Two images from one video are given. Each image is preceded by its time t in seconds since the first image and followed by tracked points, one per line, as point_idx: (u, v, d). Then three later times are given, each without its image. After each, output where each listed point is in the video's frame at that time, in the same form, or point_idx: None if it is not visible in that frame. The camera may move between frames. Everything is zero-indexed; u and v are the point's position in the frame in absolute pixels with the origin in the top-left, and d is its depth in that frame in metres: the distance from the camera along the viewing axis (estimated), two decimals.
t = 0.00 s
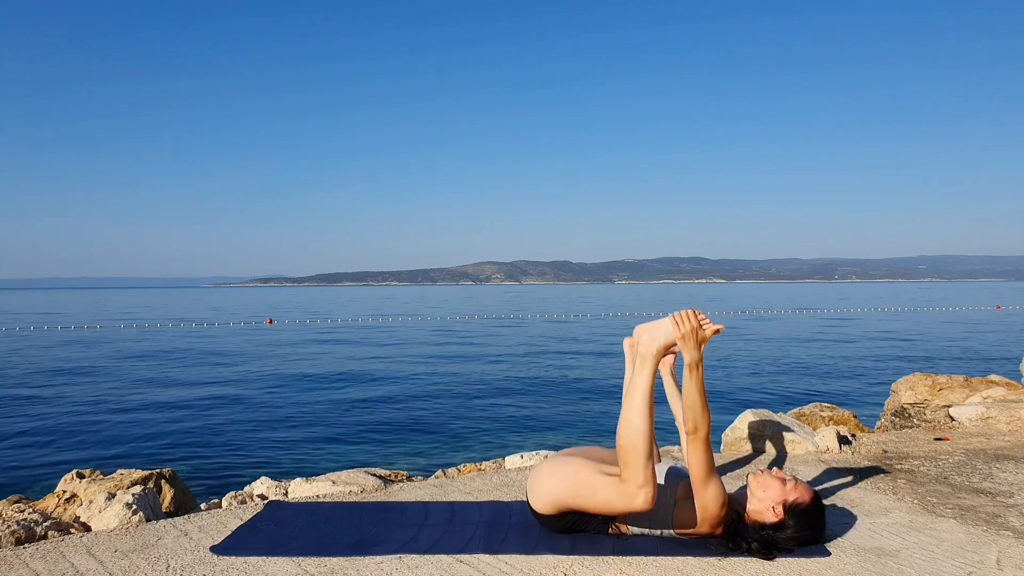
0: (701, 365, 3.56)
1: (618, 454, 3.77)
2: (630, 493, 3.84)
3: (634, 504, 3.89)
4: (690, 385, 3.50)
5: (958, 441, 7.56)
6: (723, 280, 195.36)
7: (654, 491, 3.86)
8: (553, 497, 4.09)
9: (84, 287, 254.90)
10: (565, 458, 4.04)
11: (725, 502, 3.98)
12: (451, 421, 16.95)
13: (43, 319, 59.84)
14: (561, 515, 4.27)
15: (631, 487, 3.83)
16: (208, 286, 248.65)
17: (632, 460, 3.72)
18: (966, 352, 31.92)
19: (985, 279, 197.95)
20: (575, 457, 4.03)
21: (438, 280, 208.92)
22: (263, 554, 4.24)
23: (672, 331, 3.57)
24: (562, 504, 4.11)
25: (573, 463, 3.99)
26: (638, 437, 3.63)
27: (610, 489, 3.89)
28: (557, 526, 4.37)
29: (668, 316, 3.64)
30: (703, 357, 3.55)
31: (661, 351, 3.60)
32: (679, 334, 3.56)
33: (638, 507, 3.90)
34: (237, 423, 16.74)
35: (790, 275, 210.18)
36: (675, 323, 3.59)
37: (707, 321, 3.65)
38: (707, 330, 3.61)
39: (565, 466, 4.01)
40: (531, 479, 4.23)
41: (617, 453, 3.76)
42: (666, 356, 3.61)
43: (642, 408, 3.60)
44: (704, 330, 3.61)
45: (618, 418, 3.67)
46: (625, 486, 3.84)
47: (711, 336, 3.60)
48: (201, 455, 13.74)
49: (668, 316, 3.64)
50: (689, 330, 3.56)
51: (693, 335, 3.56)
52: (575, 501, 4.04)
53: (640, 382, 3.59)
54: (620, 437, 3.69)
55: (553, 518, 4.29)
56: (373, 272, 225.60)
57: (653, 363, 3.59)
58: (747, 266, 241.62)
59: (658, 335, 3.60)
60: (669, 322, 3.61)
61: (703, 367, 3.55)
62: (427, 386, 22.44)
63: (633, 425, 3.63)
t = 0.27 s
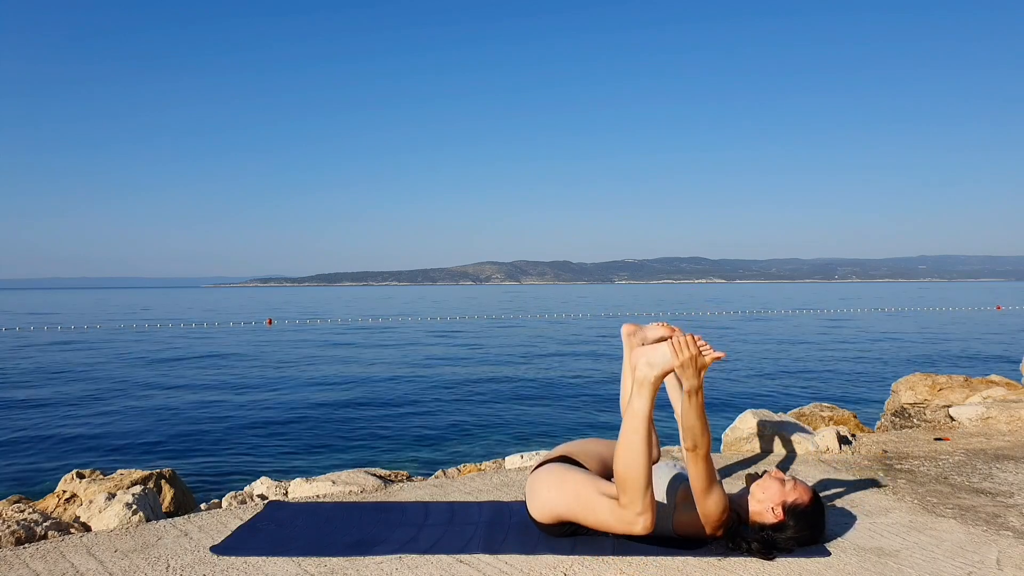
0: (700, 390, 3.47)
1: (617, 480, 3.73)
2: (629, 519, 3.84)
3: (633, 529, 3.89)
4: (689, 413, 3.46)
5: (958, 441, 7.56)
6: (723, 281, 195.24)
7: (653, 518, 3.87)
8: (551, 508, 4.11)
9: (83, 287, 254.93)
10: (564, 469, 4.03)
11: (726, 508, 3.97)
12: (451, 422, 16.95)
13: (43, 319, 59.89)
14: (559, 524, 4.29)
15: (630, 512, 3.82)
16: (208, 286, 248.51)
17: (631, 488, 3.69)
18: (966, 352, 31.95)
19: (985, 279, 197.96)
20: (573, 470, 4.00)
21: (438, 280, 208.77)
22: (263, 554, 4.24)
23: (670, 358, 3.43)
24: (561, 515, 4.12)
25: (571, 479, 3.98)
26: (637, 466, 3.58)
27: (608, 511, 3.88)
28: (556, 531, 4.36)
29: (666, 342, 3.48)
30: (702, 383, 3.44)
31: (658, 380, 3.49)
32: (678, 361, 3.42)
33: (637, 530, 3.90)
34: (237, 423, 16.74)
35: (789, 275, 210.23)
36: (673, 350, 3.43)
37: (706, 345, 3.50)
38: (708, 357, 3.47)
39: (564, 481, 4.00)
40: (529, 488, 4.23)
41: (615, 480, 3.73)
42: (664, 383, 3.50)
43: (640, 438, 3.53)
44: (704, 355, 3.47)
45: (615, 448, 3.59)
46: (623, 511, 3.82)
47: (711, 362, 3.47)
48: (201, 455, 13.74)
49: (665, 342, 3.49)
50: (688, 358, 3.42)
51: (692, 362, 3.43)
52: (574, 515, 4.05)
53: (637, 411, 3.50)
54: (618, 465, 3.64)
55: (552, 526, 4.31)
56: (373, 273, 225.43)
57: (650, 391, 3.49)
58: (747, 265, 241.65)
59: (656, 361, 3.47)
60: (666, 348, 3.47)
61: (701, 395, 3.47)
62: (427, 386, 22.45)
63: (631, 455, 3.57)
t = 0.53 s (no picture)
0: (700, 416, 3.45)
1: (616, 503, 3.73)
2: (629, 539, 3.84)
3: (632, 548, 3.89)
4: (688, 439, 3.46)
5: (958, 441, 7.56)
6: (723, 281, 195.26)
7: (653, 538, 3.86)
8: (552, 515, 4.12)
9: (84, 287, 254.95)
10: (565, 478, 4.03)
11: (726, 514, 3.99)
12: (451, 421, 16.96)
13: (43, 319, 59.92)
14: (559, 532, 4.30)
15: (629, 534, 3.82)
16: (207, 286, 248.30)
17: (632, 512, 3.68)
18: (966, 353, 31.97)
19: (985, 279, 198.05)
20: (573, 481, 4.00)
21: (438, 280, 208.60)
22: (263, 554, 4.24)
23: (670, 387, 3.38)
24: (561, 523, 4.13)
25: (571, 492, 3.97)
26: (636, 492, 3.57)
27: (607, 528, 3.88)
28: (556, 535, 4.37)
29: (664, 370, 3.43)
30: (702, 411, 3.41)
31: (657, 406, 3.46)
32: (677, 390, 3.38)
33: (636, 550, 3.91)
34: (237, 423, 16.73)
35: (790, 275, 210.27)
36: (672, 378, 3.38)
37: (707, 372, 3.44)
38: (708, 384, 3.41)
39: (564, 491, 4.01)
40: (529, 493, 4.25)
41: (615, 502, 3.72)
42: (662, 409, 3.48)
43: (640, 464, 3.52)
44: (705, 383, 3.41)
45: (614, 473, 3.59)
46: (622, 531, 3.83)
47: (712, 390, 3.41)
48: (201, 455, 13.73)
49: (665, 369, 3.43)
50: (688, 387, 3.37)
51: (692, 390, 3.37)
52: (573, 525, 4.06)
53: (636, 436, 3.51)
54: (617, 489, 3.64)
55: (552, 532, 4.32)
56: (372, 273, 225.30)
57: (649, 417, 3.48)
58: (747, 265, 241.70)
59: (655, 389, 3.44)
60: (666, 375, 3.42)
61: (700, 421, 3.45)
62: (427, 386, 22.44)
63: (630, 481, 3.56)
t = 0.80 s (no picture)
0: (698, 438, 3.41)
1: (613, 520, 3.71)
2: (626, 553, 3.79)
3: (630, 561, 3.83)
4: (687, 460, 3.45)
5: (958, 441, 7.56)
6: (723, 281, 195.24)
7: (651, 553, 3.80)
8: (551, 520, 4.13)
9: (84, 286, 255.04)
10: (564, 483, 4.04)
11: (726, 517, 3.99)
12: (451, 421, 16.96)
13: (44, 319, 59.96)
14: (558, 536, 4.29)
15: (627, 549, 3.78)
16: (207, 286, 248.15)
17: (629, 528, 3.65)
18: (967, 352, 31.97)
19: (985, 279, 198.13)
20: (573, 489, 4.00)
21: (438, 280, 208.44)
22: (263, 554, 4.24)
23: (668, 411, 3.35)
24: (560, 529, 4.13)
25: (570, 498, 3.97)
26: (634, 510, 3.57)
27: (605, 539, 3.83)
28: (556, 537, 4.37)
29: (662, 394, 3.40)
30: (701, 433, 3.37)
31: (654, 427, 3.45)
32: (675, 415, 3.35)
33: (635, 563, 3.84)
34: (237, 424, 16.72)
35: (789, 275, 210.31)
36: (670, 402, 3.35)
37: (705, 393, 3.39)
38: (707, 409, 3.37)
39: (563, 497, 4.01)
40: (528, 495, 4.27)
41: (613, 518, 3.70)
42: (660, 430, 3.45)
43: (638, 484, 3.52)
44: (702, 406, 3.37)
45: (612, 493, 3.58)
46: (620, 545, 3.77)
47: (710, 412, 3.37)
48: (201, 455, 13.73)
49: (663, 393, 3.39)
50: (686, 413, 3.34)
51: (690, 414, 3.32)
52: (572, 532, 4.04)
53: (633, 457, 3.50)
54: (616, 507, 3.62)
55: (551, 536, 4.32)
56: (372, 273, 225.16)
57: (647, 438, 3.47)
58: (747, 265, 241.75)
59: (652, 411, 3.41)
60: (664, 397, 3.40)
61: (699, 444, 3.43)
62: (427, 386, 22.46)
63: (628, 500, 3.56)
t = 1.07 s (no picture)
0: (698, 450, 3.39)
1: (612, 530, 3.69)
2: (624, 561, 3.77)
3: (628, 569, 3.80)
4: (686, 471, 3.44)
5: (958, 441, 7.56)
6: (723, 281, 195.32)
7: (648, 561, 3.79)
8: (549, 522, 4.13)
9: (85, 286, 255.19)
10: (564, 486, 4.03)
11: (726, 521, 3.99)
12: (451, 421, 16.97)
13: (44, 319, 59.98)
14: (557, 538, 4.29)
15: (624, 558, 3.76)
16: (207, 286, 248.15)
17: (627, 537, 3.64)
18: (967, 352, 31.98)
19: (985, 279, 198.26)
20: (573, 493, 3.99)
21: (438, 280, 208.34)
22: (263, 554, 4.24)
23: (668, 424, 3.33)
24: (559, 532, 4.13)
25: (570, 503, 3.96)
26: (632, 521, 3.57)
27: (603, 545, 3.82)
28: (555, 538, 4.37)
29: (661, 406, 3.38)
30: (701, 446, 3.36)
31: (653, 440, 3.43)
32: (674, 428, 3.33)
33: (634, 571, 3.82)
34: (237, 424, 16.72)
35: (789, 275, 210.38)
36: (669, 416, 3.32)
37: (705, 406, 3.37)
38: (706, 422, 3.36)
39: (562, 500, 4.01)
40: (528, 496, 4.27)
41: (612, 528, 3.69)
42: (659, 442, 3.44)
43: (636, 495, 3.51)
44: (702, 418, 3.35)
45: (610, 504, 3.57)
46: (618, 553, 3.75)
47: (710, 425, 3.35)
48: (201, 455, 13.73)
49: (661, 405, 3.37)
50: (685, 426, 3.32)
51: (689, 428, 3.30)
52: (571, 535, 4.03)
53: (632, 469, 3.49)
54: (614, 517, 3.62)
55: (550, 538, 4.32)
56: (372, 274, 225.10)
57: (645, 451, 3.46)
58: (747, 265, 241.76)
59: (651, 424, 3.39)
60: (663, 411, 3.37)
61: (697, 457, 3.42)
62: (427, 386, 22.46)
63: (626, 511, 3.55)
